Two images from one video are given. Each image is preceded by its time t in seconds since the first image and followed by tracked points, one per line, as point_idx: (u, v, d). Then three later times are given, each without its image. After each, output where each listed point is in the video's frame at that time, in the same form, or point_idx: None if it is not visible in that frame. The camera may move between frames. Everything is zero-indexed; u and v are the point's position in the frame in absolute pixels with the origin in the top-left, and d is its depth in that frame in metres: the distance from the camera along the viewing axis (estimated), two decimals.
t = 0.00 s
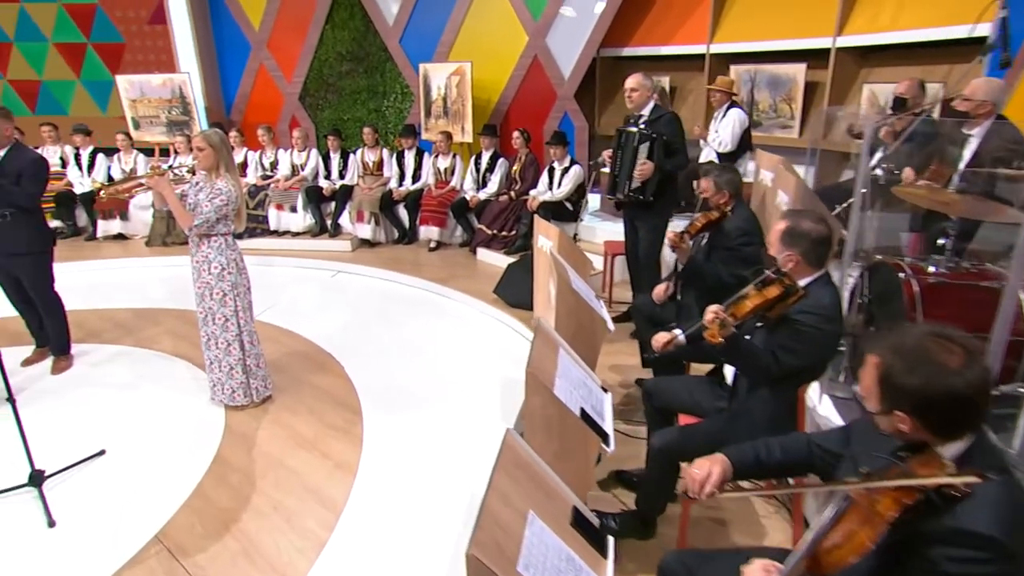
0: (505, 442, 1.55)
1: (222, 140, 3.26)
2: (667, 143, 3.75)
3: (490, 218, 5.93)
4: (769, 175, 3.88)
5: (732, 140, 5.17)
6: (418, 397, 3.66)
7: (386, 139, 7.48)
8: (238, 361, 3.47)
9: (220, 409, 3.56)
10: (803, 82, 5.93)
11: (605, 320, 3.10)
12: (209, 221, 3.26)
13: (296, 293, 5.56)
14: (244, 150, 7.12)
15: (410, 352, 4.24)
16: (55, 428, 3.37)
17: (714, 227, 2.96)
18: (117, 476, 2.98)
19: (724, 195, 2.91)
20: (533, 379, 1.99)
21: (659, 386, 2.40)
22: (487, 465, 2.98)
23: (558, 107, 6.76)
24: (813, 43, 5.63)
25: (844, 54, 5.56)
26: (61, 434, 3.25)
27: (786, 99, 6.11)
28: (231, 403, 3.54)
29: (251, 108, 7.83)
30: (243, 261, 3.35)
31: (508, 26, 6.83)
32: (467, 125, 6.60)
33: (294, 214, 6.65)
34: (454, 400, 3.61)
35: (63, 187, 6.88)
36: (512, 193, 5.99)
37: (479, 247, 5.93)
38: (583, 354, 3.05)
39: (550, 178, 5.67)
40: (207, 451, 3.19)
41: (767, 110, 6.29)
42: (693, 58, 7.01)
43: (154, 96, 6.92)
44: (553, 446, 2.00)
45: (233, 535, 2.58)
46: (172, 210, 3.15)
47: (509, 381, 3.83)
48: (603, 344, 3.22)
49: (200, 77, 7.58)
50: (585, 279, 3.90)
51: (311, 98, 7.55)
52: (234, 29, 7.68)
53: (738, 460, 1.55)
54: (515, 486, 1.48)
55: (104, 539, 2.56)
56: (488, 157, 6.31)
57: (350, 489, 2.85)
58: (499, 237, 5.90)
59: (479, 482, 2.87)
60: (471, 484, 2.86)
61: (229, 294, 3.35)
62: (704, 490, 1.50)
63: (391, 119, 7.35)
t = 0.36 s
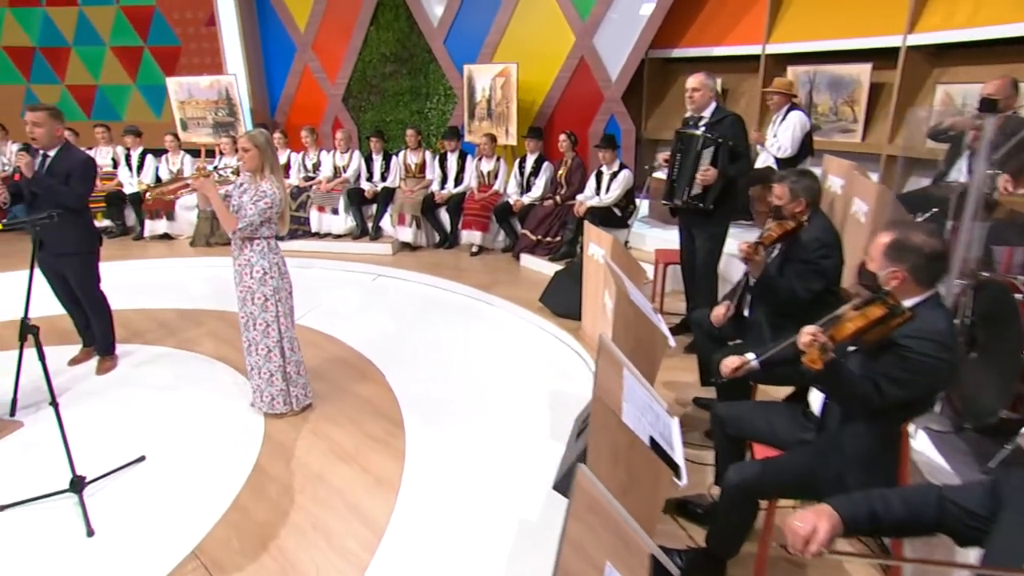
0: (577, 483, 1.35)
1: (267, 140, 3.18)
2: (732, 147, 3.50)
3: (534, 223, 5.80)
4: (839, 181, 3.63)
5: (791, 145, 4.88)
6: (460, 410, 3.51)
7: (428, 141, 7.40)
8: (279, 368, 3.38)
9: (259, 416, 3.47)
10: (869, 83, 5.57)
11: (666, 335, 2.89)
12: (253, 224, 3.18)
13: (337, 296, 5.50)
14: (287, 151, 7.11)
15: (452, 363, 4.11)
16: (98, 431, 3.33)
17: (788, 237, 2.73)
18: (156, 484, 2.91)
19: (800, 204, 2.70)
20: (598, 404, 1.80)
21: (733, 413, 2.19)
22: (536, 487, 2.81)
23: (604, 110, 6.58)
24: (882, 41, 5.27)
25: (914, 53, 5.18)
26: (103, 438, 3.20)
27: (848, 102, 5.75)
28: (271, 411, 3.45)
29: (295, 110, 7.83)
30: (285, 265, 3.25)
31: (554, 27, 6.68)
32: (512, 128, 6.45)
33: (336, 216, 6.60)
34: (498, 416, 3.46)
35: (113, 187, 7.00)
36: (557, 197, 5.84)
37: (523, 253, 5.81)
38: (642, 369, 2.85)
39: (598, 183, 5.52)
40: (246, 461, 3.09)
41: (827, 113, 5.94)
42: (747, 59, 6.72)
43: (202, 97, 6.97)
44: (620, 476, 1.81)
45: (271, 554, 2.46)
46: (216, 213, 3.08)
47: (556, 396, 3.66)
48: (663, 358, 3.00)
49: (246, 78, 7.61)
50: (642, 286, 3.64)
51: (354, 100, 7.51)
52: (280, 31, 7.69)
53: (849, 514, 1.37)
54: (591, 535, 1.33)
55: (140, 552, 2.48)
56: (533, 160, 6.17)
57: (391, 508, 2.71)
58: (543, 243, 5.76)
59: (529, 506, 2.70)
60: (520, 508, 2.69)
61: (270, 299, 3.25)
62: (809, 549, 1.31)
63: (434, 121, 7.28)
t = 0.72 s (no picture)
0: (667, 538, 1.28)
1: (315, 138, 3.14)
2: (806, 150, 3.22)
3: (582, 226, 5.67)
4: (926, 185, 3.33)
5: (861, 145, 4.54)
6: (508, 423, 3.36)
7: (473, 140, 7.27)
8: (321, 373, 3.33)
9: (301, 422, 3.38)
10: (946, 81, 5.14)
11: (737, 351, 2.67)
12: (300, 223, 3.14)
13: (378, 297, 5.40)
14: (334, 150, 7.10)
15: (496, 373, 3.95)
16: (140, 432, 3.29)
17: (879, 247, 2.41)
18: (196, 490, 2.83)
19: (892, 210, 2.36)
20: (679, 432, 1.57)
21: (818, 437, 1.95)
22: (591, 511, 2.63)
23: (655, 109, 6.32)
24: (966, 34, 4.85)
25: (1002, 47, 4.72)
26: (145, 439, 3.15)
27: (922, 100, 5.32)
28: (313, 416, 3.41)
29: (340, 107, 7.78)
30: (330, 267, 3.20)
31: (604, 24, 6.45)
32: (560, 127, 6.30)
33: (379, 215, 6.53)
34: (547, 430, 3.28)
35: (163, 183, 7.09)
36: (606, 199, 5.68)
37: (570, 256, 5.72)
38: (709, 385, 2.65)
39: (651, 185, 5.31)
40: (288, 469, 2.99)
41: (898, 112, 5.53)
42: (810, 55, 6.35)
43: (249, 95, 6.97)
44: (703, 513, 1.59)
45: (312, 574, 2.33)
46: (262, 211, 3.03)
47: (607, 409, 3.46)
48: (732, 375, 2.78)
49: (292, 76, 7.57)
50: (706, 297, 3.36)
51: (398, 98, 7.42)
52: (327, 29, 7.63)
53: None
54: None
55: (179, 563, 2.39)
56: (581, 160, 6.04)
57: (438, 528, 2.55)
58: (592, 246, 5.62)
59: (584, 531, 2.51)
60: (575, 533, 2.50)
61: (314, 302, 3.20)
62: None
63: (479, 119, 7.14)
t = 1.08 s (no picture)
0: None
1: (365, 135, 3.06)
2: (896, 151, 2.92)
3: (634, 229, 5.47)
4: None
5: (945, 146, 4.21)
6: (559, 439, 3.19)
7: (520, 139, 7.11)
8: (366, 380, 3.23)
9: (346, 429, 3.28)
10: None
11: (821, 373, 2.39)
12: (347, 223, 3.08)
13: (420, 298, 5.29)
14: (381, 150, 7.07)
15: (542, 380, 3.78)
16: (180, 432, 3.25)
17: (993, 260, 2.09)
18: (236, 499, 2.73)
19: (1007, 220, 2.07)
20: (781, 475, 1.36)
21: (935, 479, 1.72)
22: (655, 540, 2.45)
23: (710, 108, 6.05)
24: None
25: None
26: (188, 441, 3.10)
27: (1009, 96, 4.92)
28: (356, 424, 3.29)
29: (385, 105, 7.70)
30: (377, 270, 3.14)
31: (658, 20, 6.19)
32: (611, 126, 6.10)
33: (424, 215, 6.42)
34: (602, 449, 3.10)
35: (210, 180, 7.14)
36: (659, 201, 5.49)
37: (619, 260, 5.54)
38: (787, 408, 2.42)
39: (708, 188, 5.05)
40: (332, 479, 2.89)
41: (982, 110, 5.12)
42: (880, 49, 5.95)
43: (296, 93, 6.94)
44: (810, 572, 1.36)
45: None
46: (309, 211, 2.97)
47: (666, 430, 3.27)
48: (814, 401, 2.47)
49: (339, 73, 7.51)
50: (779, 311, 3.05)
51: (444, 96, 7.30)
52: (374, 25, 7.53)
53: None
54: None
55: None
56: (632, 160, 5.87)
57: (488, 553, 2.38)
58: (643, 250, 5.42)
59: (649, 563, 2.33)
60: (639, 564, 2.32)
61: (361, 306, 3.13)
62: None
63: (526, 117, 6.96)
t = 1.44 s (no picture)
0: None
1: (418, 134, 2.95)
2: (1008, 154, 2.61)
3: (689, 234, 5.24)
4: None
5: None
6: (612, 456, 3.01)
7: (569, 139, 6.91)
8: (413, 391, 3.10)
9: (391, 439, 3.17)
10: None
11: (923, 402, 2.10)
12: (398, 226, 2.94)
13: (463, 301, 5.15)
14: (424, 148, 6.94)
15: (589, 394, 3.61)
16: (223, 438, 3.21)
17: None
18: (279, 510, 2.66)
19: None
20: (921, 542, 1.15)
21: None
22: None
23: (770, 107, 5.73)
24: None
25: None
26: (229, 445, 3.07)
27: None
28: (402, 436, 3.17)
29: (430, 104, 7.57)
30: (427, 276, 2.99)
31: (716, 14, 5.89)
32: (665, 126, 5.85)
33: (469, 216, 6.28)
34: (662, 469, 2.91)
35: (256, 178, 7.16)
36: (716, 205, 5.24)
37: (675, 266, 5.26)
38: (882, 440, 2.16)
39: (772, 192, 4.76)
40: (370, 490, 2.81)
41: None
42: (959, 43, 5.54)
43: (343, 91, 6.87)
44: None
45: None
46: (360, 212, 2.84)
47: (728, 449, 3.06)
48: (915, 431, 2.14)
49: (385, 72, 7.43)
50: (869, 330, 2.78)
51: (491, 94, 7.15)
52: (421, 22, 7.40)
53: None
54: None
55: None
56: (687, 163, 5.62)
57: None
58: (699, 256, 5.19)
59: None
60: None
61: (410, 314, 2.99)
62: None
63: (574, 116, 6.76)
